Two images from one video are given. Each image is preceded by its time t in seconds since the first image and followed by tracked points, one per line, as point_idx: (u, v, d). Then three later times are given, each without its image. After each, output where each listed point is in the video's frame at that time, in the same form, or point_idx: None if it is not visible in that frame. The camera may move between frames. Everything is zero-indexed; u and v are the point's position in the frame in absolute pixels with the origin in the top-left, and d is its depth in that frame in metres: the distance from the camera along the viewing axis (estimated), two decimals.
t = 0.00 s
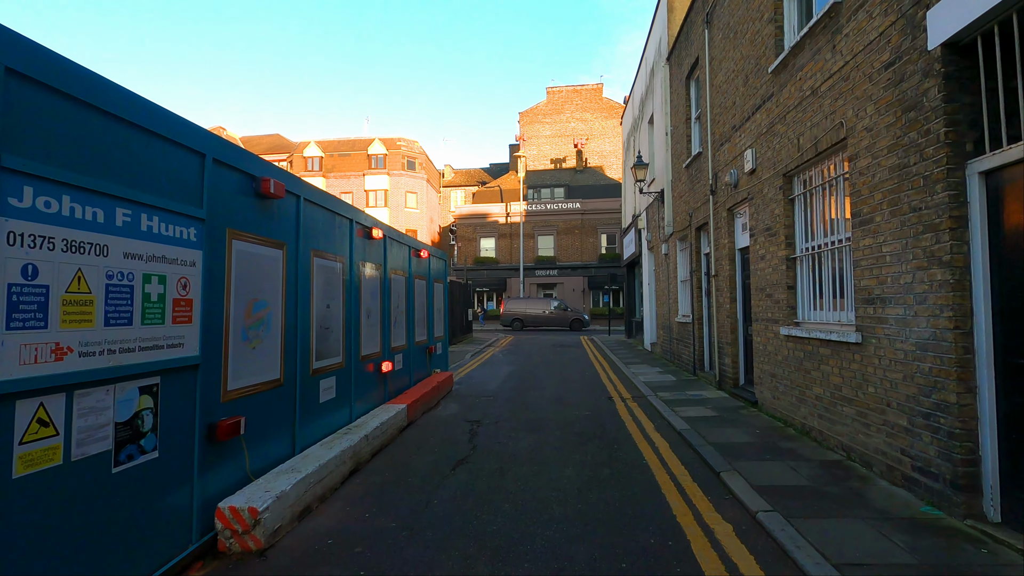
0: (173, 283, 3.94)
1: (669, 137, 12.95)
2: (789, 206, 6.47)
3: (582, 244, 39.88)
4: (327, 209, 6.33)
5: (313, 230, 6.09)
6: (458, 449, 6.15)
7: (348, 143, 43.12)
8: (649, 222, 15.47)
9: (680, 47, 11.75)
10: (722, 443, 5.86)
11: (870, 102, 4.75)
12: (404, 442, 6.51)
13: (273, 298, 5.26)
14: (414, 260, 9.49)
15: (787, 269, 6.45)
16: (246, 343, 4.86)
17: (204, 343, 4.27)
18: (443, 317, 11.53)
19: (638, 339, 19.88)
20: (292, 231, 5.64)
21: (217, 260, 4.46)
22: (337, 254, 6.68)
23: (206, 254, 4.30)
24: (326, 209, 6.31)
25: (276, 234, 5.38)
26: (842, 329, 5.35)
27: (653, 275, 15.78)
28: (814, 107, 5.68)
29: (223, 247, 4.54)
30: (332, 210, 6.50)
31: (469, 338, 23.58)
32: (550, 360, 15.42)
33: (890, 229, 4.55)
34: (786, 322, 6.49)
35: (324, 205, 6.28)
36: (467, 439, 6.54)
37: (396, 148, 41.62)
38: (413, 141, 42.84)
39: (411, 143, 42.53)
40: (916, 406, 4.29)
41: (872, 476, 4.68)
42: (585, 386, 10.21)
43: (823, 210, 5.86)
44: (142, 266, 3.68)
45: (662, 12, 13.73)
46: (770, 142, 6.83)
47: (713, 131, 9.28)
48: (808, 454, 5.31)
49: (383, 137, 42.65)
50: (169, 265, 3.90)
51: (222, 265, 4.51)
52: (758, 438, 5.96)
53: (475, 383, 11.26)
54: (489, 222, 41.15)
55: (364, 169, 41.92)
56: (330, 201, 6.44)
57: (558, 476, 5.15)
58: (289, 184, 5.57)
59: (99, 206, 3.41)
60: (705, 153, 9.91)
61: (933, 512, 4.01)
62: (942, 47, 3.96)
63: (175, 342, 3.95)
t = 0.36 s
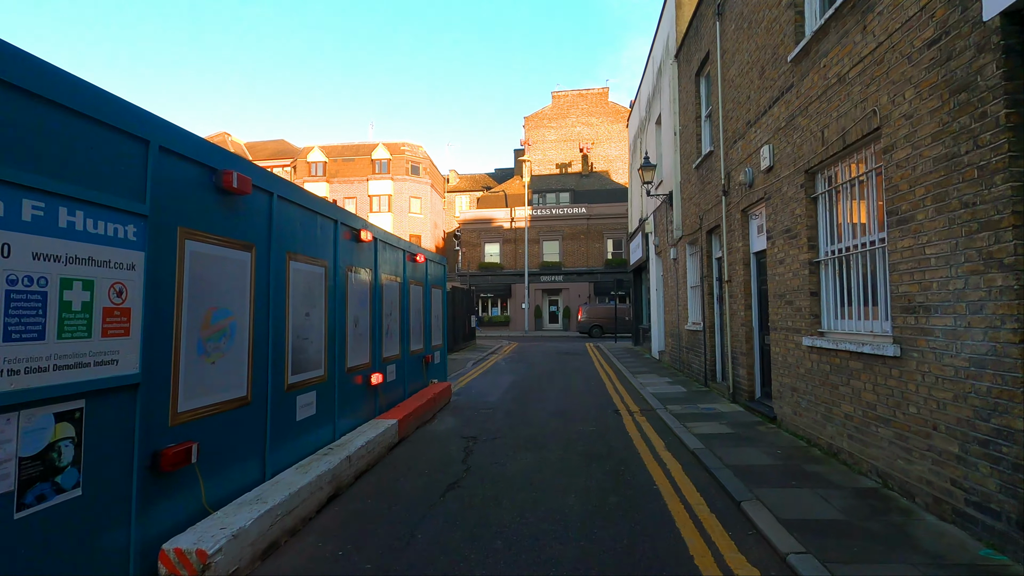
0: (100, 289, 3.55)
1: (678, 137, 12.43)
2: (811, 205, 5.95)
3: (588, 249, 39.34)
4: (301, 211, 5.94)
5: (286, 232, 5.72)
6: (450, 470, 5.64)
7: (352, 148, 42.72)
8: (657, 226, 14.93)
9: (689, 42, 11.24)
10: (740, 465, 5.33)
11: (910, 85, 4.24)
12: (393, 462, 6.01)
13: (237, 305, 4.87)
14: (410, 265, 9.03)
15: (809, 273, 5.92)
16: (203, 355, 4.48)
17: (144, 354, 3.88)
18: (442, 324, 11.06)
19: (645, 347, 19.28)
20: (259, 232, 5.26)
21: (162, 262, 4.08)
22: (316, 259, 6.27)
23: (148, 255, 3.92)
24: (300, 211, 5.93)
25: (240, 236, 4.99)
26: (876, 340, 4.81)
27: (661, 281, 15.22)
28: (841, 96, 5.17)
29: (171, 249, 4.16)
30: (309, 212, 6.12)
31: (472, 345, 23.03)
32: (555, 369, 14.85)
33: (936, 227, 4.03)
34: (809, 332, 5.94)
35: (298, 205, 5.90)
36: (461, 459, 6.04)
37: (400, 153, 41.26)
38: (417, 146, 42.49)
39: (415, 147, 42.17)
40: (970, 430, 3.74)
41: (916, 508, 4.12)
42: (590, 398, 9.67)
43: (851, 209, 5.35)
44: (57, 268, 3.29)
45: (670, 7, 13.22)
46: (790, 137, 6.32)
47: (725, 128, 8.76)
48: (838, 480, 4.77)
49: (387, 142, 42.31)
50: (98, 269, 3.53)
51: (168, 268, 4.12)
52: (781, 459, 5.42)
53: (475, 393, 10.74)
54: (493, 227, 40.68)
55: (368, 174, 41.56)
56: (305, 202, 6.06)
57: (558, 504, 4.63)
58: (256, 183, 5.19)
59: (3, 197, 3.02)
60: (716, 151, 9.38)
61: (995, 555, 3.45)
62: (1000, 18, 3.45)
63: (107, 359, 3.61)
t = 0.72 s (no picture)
0: None
1: (683, 133, 11.92)
2: (835, 198, 5.42)
3: (590, 252, 38.80)
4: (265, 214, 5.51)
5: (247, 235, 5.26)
6: (439, 491, 5.10)
7: (351, 151, 42.22)
8: (662, 227, 14.40)
9: (695, 33, 10.74)
10: (761, 486, 4.79)
11: (959, 56, 3.73)
12: (377, 482, 5.47)
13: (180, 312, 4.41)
14: (401, 267, 8.50)
15: (833, 273, 5.38)
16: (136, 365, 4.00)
17: (59, 366, 3.42)
18: (437, 328, 10.51)
19: (650, 352, 18.70)
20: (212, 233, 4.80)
21: (85, 259, 3.64)
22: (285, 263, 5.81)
23: (59, 248, 3.44)
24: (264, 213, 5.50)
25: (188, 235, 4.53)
26: (918, 347, 4.29)
27: (666, 284, 14.68)
28: (872, 75, 4.65)
29: (95, 243, 3.71)
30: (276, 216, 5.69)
31: (471, 350, 22.50)
32: (556, 375, 14.29)
33: (995, 217, 3.50)
34: (835, 338, 5.40)
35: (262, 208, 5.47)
36: (452, 478, 5.50)
37: (399, 155, 40.82)
38: (417, 148, 42.05)
39: (414, 150, 41.73)
40: None
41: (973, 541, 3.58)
42: (592, 407, 9.13)
43: (882, 201, 4.82)
44: None
45: None
46: (810, 124, 5.79)
47: (735, 120, 8.24)
48: (875, 506, 4.22)
49: (386, 144, 41.78)
50: None
51: (93, 266, 3.68)
52: (807, 480, 4.89)
53: (472, 402, 10.21)
54: (494, 230, 40.17)
55: (366, 176, 41.10)
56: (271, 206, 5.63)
57: (558, 534, 4.10)
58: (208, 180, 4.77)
59: None
60: (725, 145, 8.87)
61: None
62: None
63: (3, 376, 3.11)
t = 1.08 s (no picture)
0: None
1: (692, 128, 11.39)
2: (865, 188, 4.90)
3: (595, 254, 38.25)
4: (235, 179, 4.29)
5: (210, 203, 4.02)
6: (424, 513, 4.59)
7: (354, 152, 41.85)
8: (669, 227, 13.88)
9: (705, 22, 10.24)
10: (785, 510, 4.27)
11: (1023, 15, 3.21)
12: (359, 500, 4.97)
13: (114, 299, 3.20)
14: (395, 265, 7.91)
15: (863, 271, 4.86)
16: (47, 373, 2.83)
17: None
18: (433, 331, 9.93)
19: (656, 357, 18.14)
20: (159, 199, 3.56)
21: None
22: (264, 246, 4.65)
23: None
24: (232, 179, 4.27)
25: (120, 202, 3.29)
26: (967, 354, 3.77)
27: (674, 286, 14.15)
28: (912, 47, 4.13)
29: None
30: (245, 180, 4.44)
31: (473, 353, 22.01)
32: (559, 380, 13.76)
33: None
34: (864, 343, 4.88)
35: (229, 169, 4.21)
36: (440, 497, 4.99)
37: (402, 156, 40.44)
38: (420, 149, 41.66)
39: (417, 151, 41.35)
40: None
41: None
42: (596, 416, 8.60)
43: (920, 191, 4.32)
44: None
45: None
46: (836, 108, 5.27)
47: (750, 110, 7.72)
48: (917, 536, 3.70)
49: (390, 145, 41.41)
50: None
51: None
52: (836, 502, 4.36)
53: (470, 409, 9.70)
54: (497, 232, 39.70)
55: (369, 177, 40.73)
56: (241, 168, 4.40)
57: (554, 566, 3.58)
58: (144, 127, 3.47)
59: None
60: (738, 138, 8.35)
61: None
62: None
63: None
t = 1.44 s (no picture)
0: None
1: (702, 122, 10.85)
2: (905, 177, 4.36)
3: (599, 256, 37.70)
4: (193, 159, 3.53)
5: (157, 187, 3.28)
6: (406, 544, 4.06)
7: (356, 153, 41.45)
8: (677, 226, 13.33)
9: (716, 10, 9.71)
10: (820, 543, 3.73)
11: None
12: (336, 526, 4.45)
13: (4, 251, 2.44)
14: (386, 265, 7.38)
15: (904, 269, 4.32)
16: None
17: None
18: (428, 335, 9.39)
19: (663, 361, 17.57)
20: (91, 186, 2.83)
21: None
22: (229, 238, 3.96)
23: None
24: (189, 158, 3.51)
25: (24, 181, 2.54)
26: None
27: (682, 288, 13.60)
28: (966, 10, 3.59)
29: None
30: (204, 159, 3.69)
31: (474, 357, 21.48)
32: (563, 386, 13.22)
33: None
34: (904, 351, 4.34)
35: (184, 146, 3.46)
36: (427, 523, 4.47)
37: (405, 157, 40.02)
38: (423, 150, 41.24)
39: (420, 152, 40.93)
40: None
41: None
42: (602, 426, 8.07)
43: (975, 177, 3.77)
44: None
45: None
46: (869, 88, 4.73)
47: (766, 99, 7.19)
48: None
49: (392, 146, 41.00)
50: None
51: None
52: (878, 534, 3.82)
53: (468, 417, 9.18)
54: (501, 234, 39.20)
55: (372, 179, 40.32)
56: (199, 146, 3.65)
57: None
58: (59, 89, 2.69)
59: None
60: (753, 129, 7.81)
61: None
62: None
63: None
